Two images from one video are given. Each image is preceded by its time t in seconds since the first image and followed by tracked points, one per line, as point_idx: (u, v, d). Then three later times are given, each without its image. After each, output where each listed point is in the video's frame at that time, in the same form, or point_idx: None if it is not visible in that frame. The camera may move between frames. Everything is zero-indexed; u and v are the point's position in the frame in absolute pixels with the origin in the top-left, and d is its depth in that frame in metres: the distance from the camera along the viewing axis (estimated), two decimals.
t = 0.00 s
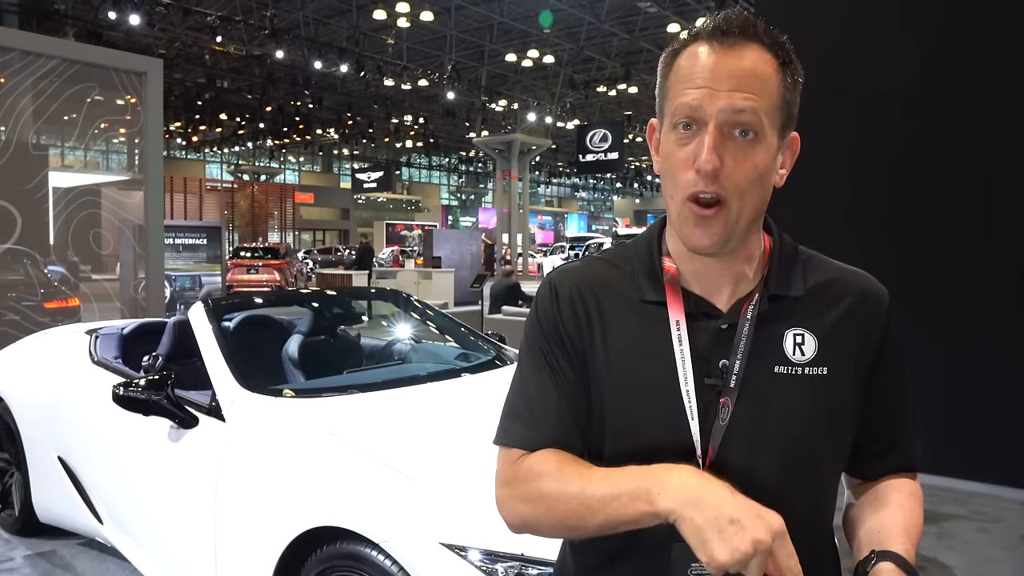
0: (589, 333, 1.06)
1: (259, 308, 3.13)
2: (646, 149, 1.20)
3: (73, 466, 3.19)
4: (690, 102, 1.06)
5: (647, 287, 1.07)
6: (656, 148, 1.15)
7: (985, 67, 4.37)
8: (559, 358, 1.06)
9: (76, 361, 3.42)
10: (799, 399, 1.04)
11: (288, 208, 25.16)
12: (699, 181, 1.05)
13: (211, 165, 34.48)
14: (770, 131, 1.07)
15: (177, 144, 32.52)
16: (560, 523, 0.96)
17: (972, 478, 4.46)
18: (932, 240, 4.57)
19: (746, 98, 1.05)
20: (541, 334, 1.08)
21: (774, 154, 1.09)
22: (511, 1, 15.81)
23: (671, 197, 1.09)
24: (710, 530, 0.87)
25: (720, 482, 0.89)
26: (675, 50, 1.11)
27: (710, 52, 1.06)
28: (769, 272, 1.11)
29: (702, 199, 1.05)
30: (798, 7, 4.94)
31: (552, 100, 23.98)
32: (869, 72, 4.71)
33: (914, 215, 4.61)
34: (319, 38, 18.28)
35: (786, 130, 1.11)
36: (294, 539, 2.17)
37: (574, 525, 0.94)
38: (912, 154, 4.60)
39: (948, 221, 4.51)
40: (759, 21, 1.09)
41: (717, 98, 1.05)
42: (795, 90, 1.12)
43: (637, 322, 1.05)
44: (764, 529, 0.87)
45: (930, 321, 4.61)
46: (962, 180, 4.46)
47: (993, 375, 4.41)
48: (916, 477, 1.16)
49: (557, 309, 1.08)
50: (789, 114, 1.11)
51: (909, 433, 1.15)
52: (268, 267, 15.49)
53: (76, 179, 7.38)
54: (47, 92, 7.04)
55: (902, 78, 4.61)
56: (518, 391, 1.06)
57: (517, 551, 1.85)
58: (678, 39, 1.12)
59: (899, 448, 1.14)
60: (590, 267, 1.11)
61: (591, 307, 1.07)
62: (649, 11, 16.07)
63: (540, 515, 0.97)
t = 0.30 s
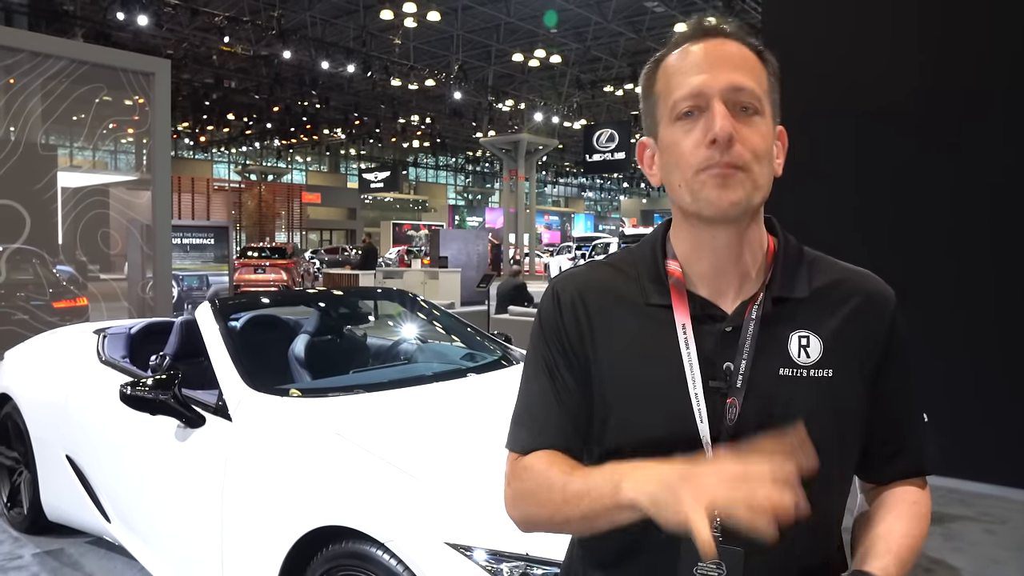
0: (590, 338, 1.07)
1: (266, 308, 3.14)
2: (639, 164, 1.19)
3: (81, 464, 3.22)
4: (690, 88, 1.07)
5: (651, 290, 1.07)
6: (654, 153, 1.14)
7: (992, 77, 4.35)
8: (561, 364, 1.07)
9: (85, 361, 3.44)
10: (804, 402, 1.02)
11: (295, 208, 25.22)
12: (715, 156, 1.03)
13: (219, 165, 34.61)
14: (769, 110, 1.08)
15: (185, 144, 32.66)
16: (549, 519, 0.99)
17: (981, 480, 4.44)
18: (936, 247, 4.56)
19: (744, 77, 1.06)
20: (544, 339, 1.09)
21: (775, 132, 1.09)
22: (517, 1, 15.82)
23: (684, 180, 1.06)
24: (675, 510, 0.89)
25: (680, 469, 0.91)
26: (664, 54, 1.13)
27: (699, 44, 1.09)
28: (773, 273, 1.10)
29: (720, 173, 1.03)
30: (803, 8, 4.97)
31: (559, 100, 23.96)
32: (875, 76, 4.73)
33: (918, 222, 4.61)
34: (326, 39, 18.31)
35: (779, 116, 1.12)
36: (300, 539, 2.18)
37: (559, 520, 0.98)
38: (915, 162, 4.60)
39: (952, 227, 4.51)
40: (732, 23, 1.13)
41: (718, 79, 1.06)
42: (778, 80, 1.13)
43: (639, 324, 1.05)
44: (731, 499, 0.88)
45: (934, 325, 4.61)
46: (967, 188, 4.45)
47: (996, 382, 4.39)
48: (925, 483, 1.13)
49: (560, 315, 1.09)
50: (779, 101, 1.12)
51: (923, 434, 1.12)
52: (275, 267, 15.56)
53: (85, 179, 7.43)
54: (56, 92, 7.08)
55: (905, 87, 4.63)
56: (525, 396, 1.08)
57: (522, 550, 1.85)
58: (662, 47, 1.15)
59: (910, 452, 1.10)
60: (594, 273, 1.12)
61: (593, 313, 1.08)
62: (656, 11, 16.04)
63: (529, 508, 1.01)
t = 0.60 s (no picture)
0: (584, 336, 1.06)
1: (270, 308, 3.14)
2: (619, 180, 1.17)
3: (86, 464, 3.22)
4: (659, 92, 1.07)
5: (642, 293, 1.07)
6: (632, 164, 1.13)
7: (978, 71, 4.46)
8: (557, 359, 1.07)
9: (89, 361, 3.45)
10: (796, 398, 1.02)
11: (300, 208, 25.24)
12: (693, 148, 1.02)
13: (224, 165, 34.67)
14: (736, 105, 1.09)
15: (190, 145, 32.72)
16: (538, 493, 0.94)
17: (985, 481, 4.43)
18: (927, 238, 4.65)
19: (707, 76, 1.08)
20: (538, 338, 1.09)
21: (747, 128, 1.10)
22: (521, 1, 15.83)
23: (665, 179, 1.03)
24: (616, 374, 0.87)
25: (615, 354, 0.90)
26: (626, 70, 1.15)
27: (658, 51, 1.11)
28: (761, 271, 1.10)
29: (701, 163, 1.02)
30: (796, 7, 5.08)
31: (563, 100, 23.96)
32: (867, 74, 4.83)
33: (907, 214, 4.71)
34: (331, 39, 18.33)
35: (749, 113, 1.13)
36: (304, 538, 2.18)
37: (545, 486, 0.93)
38: (902, 155, 4.72)
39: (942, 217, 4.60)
40: (689, 30, 1.16)
41: (682, 79, 1.07)
42: (739, 79, 1.15)
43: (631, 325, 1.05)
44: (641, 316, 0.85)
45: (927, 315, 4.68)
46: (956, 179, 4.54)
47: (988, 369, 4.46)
48: (919, 479, 1.11)
49: (554, 315, 1.09)
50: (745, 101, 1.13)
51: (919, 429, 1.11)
52: (279, 267, 15.58)
53: (89, 179, 7.41)
54: (62, 93, 7.11)
55: (892, 81, 4.74)
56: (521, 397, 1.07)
57: (525, 551, 1.85)
58: (623, 64, 1.16)
59: (907, 446, 1.09)
60: (586, 276, 1.12)
61: (584, 316, 1.07)
62: (660, 11, 16.04)
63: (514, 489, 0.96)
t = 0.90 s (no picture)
0: (577, 333, 1.06)
1: (274, 308, 3.16)
2: (606, 179, 1.17)
3: (92, 463, 3.24)
4: (646, 92, 1.07)
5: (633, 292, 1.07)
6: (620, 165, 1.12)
7: (976, 73, 4.48)
8: (550, 356, 1.06)
9: (95, 360, 3.47)
10: (791, 394, 1.02)
11: (304, 208, 25.31)
12: (684, 150, 1.02)
13: (228, 165, 34.78)
14: (723, 104, 1.09)
15: (195, 145, 32.81)
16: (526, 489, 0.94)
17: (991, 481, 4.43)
18: (925, 237, 4.67)
19: (693, 76, 1.08)
20: (530, 335, 1.09)
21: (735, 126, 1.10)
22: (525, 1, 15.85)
23: (656, 182, 1.03)
24: (599, 369, 0.87)
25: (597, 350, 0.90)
26: (610, 69, 1.14)
27: (643, 49, 1.10)
28: (752, 268, 1.10)
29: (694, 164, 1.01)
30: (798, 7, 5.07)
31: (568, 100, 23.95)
32: (868, 75, 4.82)
33: (905, 216, 4.72)
34: (335, 39, 18.37)
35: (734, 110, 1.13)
36: (309, 537, 2.19)
37: (533, 481, 0.93)
38: (899, 157, 4.74)
39: (937, 218, 4.62)
40: (672, 25, 1.15)
41: (669, 79, 1.07)
42: (723, 75, 1.15)
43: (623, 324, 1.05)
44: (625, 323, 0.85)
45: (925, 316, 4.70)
46: (951, 182, 4.57)
47: (986, 370, 4.48)
48: (916, 471, 1.11)
49: (547, 313, 1.08)
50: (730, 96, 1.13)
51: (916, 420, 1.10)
52: (284, 267, 15.63)
53: (94, 179, 7.45)
54: (68, 94, 7.14)
55: (890, 79, 4.75)
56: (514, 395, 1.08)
57: (529, 550, 1.85)
58: (607, 62, 1.16)
59: (904, 436, 1.09)
60: (579, 275, 1.12)
61: (577, 315, 1.07)
62: (665, 11, 16.04)
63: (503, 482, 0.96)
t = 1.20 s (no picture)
0: (575, 337, 1.07)
1: (277, 308, 3.16)
2: (604, 182, 1.19)
3: (96, 462, 3.26)
4: (645, 105, 1.07)
5: (632, 293, 1.08)
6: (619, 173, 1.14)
7: (976, 73, 4.47)
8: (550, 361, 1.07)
9: (99, 360, 3.48)
10: (790, 395, 1.02)
11: (307, 208, 25.35)
12: (683, 169, 1.04)
13: (232, 165, 34.86)
14: (722, 114, 1.10)
15: (199, 145, 32.88)
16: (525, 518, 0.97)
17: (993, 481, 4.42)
18: (926, 237, 4.66)
19: (693, 86, 1.08)
20: (529, 342, 1.10)
21: (732, 134, 1.11)
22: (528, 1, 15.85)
23: (657, 199, 1.06)
24: (614, 448, 0.87)
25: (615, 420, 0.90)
26: (608, 72, 1.13)
27: (642, 57, 1.09)
28: (750, 269, 1.10)
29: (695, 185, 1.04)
30: (800, 7, 5.07)
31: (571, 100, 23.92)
32: (867, 76, 4.83)
33: (902, 216, 4.73)
34: (338, 40, 18.38)
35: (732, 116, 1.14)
36: (312, 536, 2.20)
37: (533, 510, 0.96)
38: (900, 157, 4.73)
39: (938, 218, 4.62)
40: (670, 25, 1.14)
41: (668, 94, 1.07)
42: (722, 77, 1.15)
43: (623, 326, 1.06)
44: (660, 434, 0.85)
45: (924, 315, 4.69)
46: (946, 182, 4.58)
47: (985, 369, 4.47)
48: (910, 471, 1.12)
49: (547, 319, 1.10)
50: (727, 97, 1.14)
51: (911, 421, 1.11)
52: (287, 267, 15.67)
53: (98, 180, 7.47)
54: (72, 95, 7.16)
55: (891, 79, 4.75)
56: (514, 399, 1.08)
57: (531, 550, 1.86)
58: (604, 64, 1.15)
59: (899, 433, 1.09)
60: (576, 280, 1.12)
61: (575, 320, 1.08)
62: (668, 11, 16.02)
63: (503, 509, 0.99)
